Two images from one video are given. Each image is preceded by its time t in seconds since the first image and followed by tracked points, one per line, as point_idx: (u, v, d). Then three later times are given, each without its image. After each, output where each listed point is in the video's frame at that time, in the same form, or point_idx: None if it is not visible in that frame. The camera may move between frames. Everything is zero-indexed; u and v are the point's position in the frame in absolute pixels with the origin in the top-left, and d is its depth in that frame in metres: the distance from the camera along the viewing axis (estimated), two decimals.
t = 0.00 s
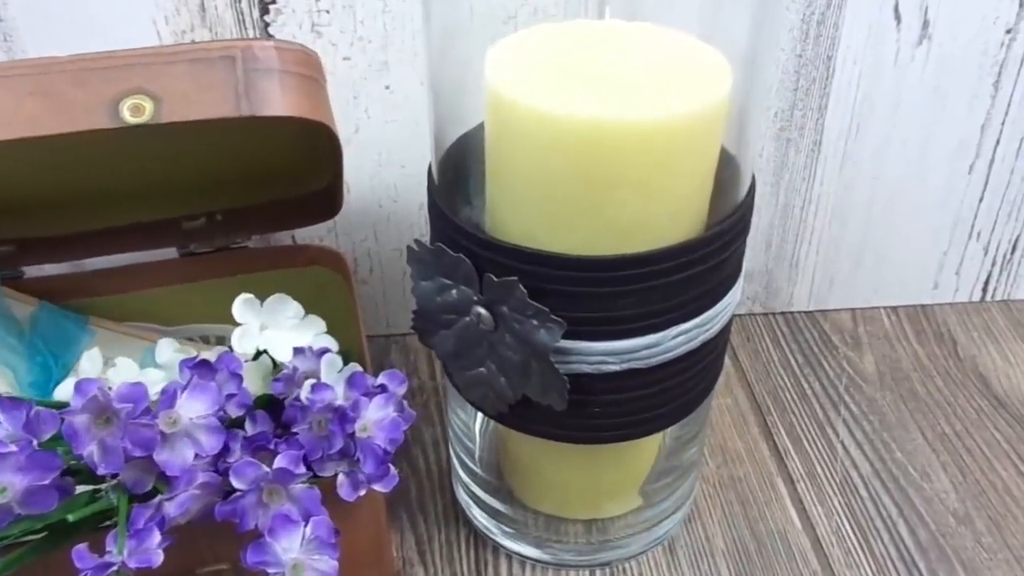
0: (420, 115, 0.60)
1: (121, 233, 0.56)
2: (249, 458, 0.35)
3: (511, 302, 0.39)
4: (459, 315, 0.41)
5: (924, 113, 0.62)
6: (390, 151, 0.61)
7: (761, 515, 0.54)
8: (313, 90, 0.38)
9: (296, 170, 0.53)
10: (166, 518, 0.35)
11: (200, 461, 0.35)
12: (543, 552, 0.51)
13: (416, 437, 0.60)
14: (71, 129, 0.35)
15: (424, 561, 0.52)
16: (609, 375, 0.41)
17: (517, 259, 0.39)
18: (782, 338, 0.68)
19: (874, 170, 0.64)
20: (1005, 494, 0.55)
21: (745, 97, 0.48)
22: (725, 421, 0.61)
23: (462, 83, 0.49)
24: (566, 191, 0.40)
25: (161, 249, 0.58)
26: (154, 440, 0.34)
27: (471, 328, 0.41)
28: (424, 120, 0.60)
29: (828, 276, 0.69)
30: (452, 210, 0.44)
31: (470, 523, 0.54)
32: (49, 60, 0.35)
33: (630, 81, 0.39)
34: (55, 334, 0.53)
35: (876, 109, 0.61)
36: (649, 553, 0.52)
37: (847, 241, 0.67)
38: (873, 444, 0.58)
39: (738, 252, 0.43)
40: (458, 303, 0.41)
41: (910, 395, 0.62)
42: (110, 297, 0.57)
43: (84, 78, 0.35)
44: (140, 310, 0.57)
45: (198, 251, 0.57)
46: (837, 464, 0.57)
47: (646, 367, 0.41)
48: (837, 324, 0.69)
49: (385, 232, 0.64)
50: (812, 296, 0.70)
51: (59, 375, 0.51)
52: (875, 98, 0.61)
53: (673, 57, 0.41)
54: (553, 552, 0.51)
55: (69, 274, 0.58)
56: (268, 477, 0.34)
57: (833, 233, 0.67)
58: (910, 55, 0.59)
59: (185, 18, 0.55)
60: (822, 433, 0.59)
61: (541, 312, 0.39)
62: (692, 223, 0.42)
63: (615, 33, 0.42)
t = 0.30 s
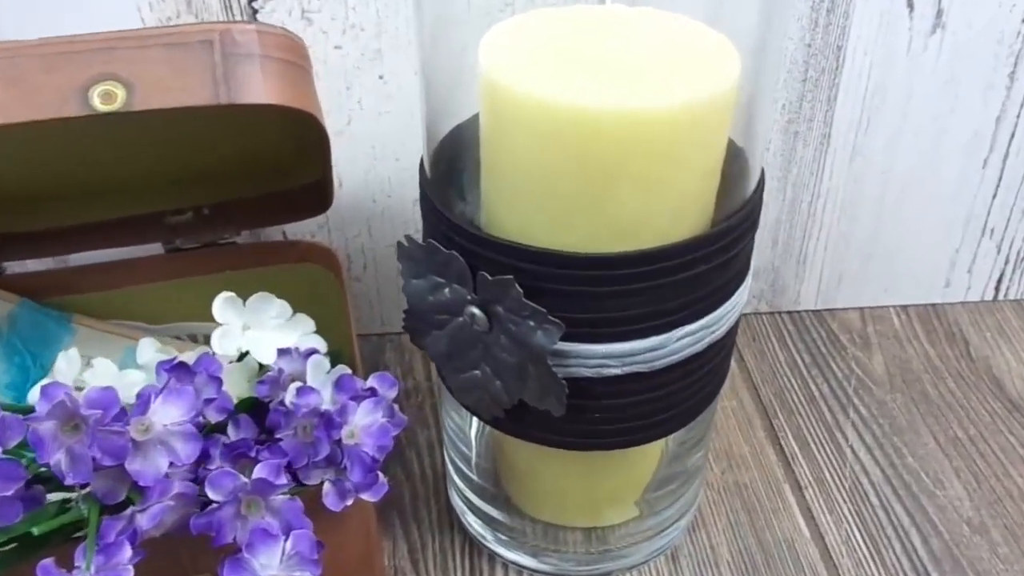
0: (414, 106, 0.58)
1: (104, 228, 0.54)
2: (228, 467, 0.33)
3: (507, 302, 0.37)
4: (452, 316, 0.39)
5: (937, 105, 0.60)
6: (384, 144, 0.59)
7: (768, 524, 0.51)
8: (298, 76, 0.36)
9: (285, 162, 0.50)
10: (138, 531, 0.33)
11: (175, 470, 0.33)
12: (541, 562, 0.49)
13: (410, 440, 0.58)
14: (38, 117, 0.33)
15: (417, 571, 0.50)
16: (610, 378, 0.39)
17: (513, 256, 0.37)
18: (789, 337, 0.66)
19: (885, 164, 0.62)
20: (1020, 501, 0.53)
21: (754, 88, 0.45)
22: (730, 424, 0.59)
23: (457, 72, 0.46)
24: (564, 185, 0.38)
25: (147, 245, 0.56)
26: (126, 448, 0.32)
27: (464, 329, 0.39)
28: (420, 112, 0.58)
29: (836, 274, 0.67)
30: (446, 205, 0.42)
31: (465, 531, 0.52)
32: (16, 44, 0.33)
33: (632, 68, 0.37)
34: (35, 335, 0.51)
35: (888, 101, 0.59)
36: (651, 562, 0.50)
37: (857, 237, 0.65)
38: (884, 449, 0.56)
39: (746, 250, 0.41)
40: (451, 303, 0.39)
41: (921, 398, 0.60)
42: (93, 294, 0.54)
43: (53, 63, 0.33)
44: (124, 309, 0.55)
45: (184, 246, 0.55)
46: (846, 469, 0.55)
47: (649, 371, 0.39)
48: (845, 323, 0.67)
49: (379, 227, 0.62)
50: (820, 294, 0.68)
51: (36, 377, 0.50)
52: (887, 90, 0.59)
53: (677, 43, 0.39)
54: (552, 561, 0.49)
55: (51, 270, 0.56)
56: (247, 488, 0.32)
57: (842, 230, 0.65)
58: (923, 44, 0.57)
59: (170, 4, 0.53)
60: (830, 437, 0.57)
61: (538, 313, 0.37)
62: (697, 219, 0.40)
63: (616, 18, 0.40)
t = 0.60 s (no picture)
0: (415, 99, 0.56)
1: (95, 224, 0.52)
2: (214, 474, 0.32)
3: (508, 300, 0.35)
4: (452, 315, 0.38)
5: (955, 97, 0.58)
6: (384, 138, 0.57)
7: (779, 530, 0.50)
8: (289, 63, 0.35)
9: (280, 156, 0.49)
10: (119, 542, 0.31)
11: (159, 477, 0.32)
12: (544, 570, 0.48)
13: (409, 442, 0.56)
14: (15, 104, 0.31)
15: None
16: (616, 381, 0.37)
17: (514, 252, 0.35)
18: (799, 337, 0.64)
19: (899, 159, 0.60)
20: None
21: (767, 78, 0.44)
22: (739, 425, 0.57)
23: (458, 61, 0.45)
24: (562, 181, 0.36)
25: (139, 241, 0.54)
26: (107, 454, 0.30)
27: (464, 328, 0.38)
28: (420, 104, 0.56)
29: (848, 272, 0.65)
30: (445, 197, 0.40)
31: (466, 536, 0.50)
32: None
33: (633, 68, 0.35)
34: (20, 335, 0.50)
35: (904, 92, 0.58)
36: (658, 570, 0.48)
37: (870, 234, 0.63)
38: (898, 452, 0.55)
39: (759, 247, 0.39)
40: (451, 302, 0.37)
41: (936, 399, 0.58)
42: (83, 292, 0.53)
43: (31, 48, 0.31)
44: (115, 306, 0.54)
45: (176, 243, 0.53)
46: (860, 474, 0.53)
47: (656, 374, 0.38)
48: (857, 322, 0.65)
49: (378, 223, 0.60)
50: (831, 292, 0.66)
51: (21, 376, 0.48)
52: (903, 81, 0.57)
53: (679, 38, 0.36)
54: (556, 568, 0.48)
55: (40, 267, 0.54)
56: (234, 496, 0.31)
57: (854, 226, 0.63)
58: (941, 34, 0.56)
59: None
60: (843, 440, 0.56)
61: (541, 311, 0.35)
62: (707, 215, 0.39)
63: (626, 4, 0.38)
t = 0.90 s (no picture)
0: (420, 90, 0.55)
1: (93, 217, 0.51)
2: (211, 479, 0.30)
3: (516, 299, 0.34)
4: (457, 313, 0.36)
5: (975, 90, 0.56)
6: (388, 129, 0.56)
7: (792, 533, 0.49)
8: (290, 50, 0.33)
9: (282, 147, 0.47)
10: (111, 551, 0.30)
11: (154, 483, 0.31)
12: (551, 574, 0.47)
13: (413, 441, 0.55)
14: (5, 94, 0.30)
15: None
16: (627, 383, 0.36)
17: (521, 249, 0.34)
18: (812, 334, 0.63)
19: (916, 153, 0.59)
20: None
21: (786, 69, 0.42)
22: (750, 425, 0.56)
23: (463, 51, 0.43)
24: (559, 176, 0.35)
25: (138, 234, 0.53)
26: (99, 459, 0.29)
27: (470, 328, 0.36)
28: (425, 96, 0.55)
29: (862, 268, 0.64)
30: (450, 190, 0.39)
31: (470, 538, 0.49)
32: None
33: (632, 59, 0.34)
34: (17, 330, 0.48)
35: (922, 85, 0.56)
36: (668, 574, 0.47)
37: (885, 230, 0.62)
38: (914, 454, 0.53)
39: (776, 245, 0.38)
40: (456, 300, 0.36)
41: (953, 399, 0.57)
42: (82, 286, 0.52)
43: (21, 35, 0.30)
44: (114, 301, 0.52)
45: (177, 236, 0.52)
46: (875, 475, 0.52)
47: (669, 376, 0.36)
48: (870, 319, 0.64)
49: (382, 216, 0.59)
50: (844, 289, 0.65)
51: (17, 373, 0.47)
52: (921, 73, 0.56)
53: (679, 37, 0.35)
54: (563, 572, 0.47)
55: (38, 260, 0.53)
56: (232, 503, 0.30)
57: (869, 222, 0.61)
58: (962, 25, 0.54)
59: None
60: (857, 441, 0.54)
61: (549, 311, 0.34)
62: (719, 213, 0.37)
63: None
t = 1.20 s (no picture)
0: (426, 83, 0.54)
1: (94, 212, 0.50)
2: (219, 480, 0.30)
3: (531, 296, 0.33)
4: (469, 310, 0.35)
5: (993, 85, 0.56)
6: (394, 123, 0.55)
7: (807, 535, 0.48)
8: (300, 40, 0.32)
9: (288, 140, 0.47)
10: (116, 553, 0.29)
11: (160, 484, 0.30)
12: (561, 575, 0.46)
13: (419, 438, 0.54)
14: (7, 84, 0.29)
15: None
16: (643, 382, 0.35)
17: (534, 244, 0.33)
18: (823, 332, 0.62)
19: (932, 148, 0.58)
20: None
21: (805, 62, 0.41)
22: (761, 424, 0.55)
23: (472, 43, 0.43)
24: (562, 167, 0.35)
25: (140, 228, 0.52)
26: (104, 459, 0.28)
27: (482, 325, 0.35)
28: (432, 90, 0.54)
29: (874, 266, 0.63)
30: (461, 183, 0.38)
31: (478, 538, 0.48)
32: None
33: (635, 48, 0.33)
34: (19, 326, 0.48)
35: (938, 79, 0.55)
36: None
37: (898, 227, 0.61)
38: (929, 454, 0.53)
39: (796, 241, 0.37)
40: (469, 297, 0.35)
41: (968, 399, 0.56)
42: (82, 281, 0.51)
43: (22, 23, 0.29)
44: (115, 297, 0.51)
45: (180, 230, 0.50)
46: (890, 476, 0.51)
47: (686, 375, 0.36)
48: (882, 317, 0.63)
49: (387, 212, 0.58)
50: (856, 287, 0.64)
51: (19, 368, 0.46)
52: (937, 67, 0.55)
53: (679, 36, 0.33)
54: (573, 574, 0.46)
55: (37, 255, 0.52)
56: (241, 505, 0.29)
57: (883, 219, 0.61)
58: (980, 18, 0.53)
59: None
60: (871, 440, 0.53)
61: (565, 308, 0.33)
62: (735, 211, 0.36)
63: None
